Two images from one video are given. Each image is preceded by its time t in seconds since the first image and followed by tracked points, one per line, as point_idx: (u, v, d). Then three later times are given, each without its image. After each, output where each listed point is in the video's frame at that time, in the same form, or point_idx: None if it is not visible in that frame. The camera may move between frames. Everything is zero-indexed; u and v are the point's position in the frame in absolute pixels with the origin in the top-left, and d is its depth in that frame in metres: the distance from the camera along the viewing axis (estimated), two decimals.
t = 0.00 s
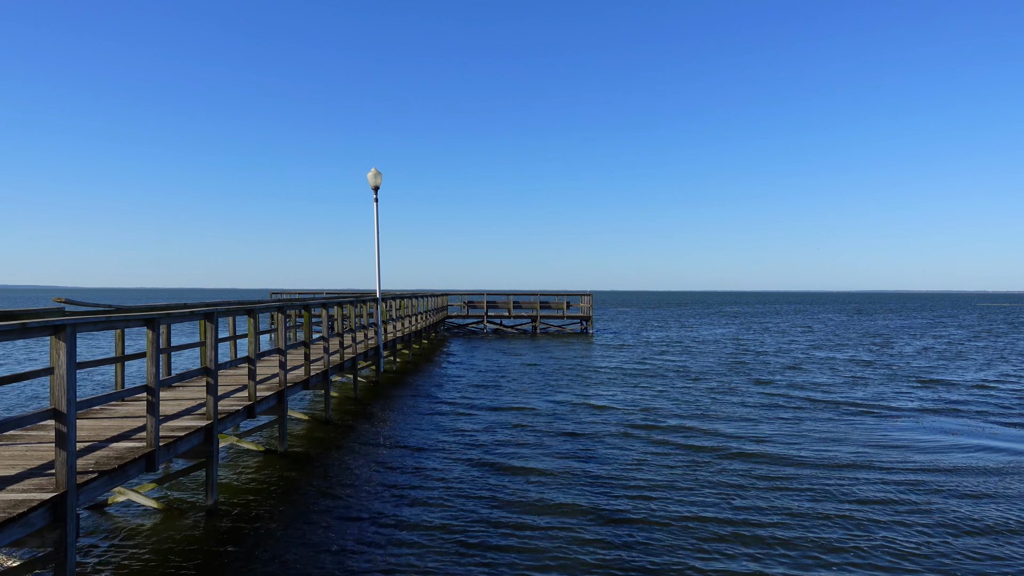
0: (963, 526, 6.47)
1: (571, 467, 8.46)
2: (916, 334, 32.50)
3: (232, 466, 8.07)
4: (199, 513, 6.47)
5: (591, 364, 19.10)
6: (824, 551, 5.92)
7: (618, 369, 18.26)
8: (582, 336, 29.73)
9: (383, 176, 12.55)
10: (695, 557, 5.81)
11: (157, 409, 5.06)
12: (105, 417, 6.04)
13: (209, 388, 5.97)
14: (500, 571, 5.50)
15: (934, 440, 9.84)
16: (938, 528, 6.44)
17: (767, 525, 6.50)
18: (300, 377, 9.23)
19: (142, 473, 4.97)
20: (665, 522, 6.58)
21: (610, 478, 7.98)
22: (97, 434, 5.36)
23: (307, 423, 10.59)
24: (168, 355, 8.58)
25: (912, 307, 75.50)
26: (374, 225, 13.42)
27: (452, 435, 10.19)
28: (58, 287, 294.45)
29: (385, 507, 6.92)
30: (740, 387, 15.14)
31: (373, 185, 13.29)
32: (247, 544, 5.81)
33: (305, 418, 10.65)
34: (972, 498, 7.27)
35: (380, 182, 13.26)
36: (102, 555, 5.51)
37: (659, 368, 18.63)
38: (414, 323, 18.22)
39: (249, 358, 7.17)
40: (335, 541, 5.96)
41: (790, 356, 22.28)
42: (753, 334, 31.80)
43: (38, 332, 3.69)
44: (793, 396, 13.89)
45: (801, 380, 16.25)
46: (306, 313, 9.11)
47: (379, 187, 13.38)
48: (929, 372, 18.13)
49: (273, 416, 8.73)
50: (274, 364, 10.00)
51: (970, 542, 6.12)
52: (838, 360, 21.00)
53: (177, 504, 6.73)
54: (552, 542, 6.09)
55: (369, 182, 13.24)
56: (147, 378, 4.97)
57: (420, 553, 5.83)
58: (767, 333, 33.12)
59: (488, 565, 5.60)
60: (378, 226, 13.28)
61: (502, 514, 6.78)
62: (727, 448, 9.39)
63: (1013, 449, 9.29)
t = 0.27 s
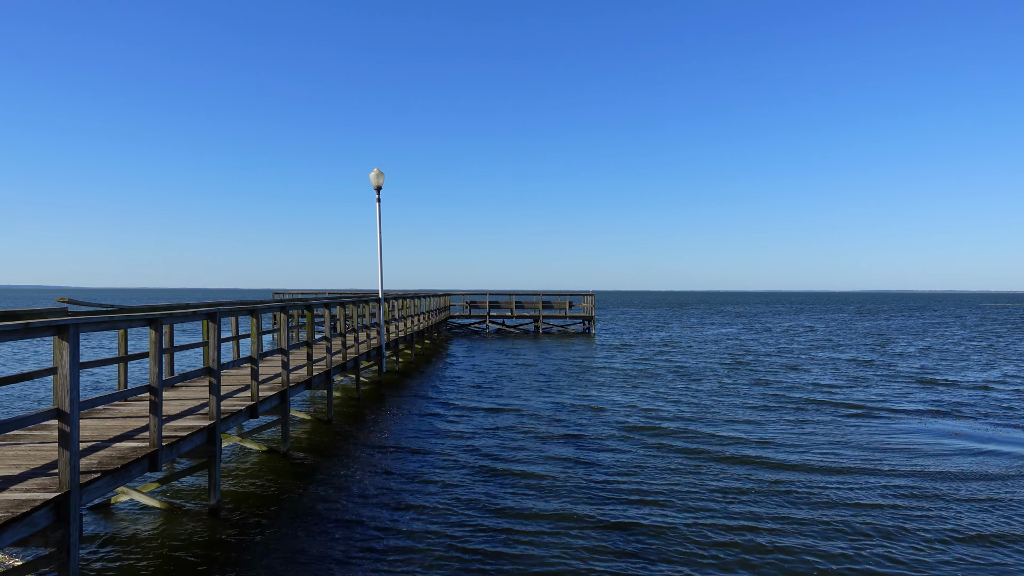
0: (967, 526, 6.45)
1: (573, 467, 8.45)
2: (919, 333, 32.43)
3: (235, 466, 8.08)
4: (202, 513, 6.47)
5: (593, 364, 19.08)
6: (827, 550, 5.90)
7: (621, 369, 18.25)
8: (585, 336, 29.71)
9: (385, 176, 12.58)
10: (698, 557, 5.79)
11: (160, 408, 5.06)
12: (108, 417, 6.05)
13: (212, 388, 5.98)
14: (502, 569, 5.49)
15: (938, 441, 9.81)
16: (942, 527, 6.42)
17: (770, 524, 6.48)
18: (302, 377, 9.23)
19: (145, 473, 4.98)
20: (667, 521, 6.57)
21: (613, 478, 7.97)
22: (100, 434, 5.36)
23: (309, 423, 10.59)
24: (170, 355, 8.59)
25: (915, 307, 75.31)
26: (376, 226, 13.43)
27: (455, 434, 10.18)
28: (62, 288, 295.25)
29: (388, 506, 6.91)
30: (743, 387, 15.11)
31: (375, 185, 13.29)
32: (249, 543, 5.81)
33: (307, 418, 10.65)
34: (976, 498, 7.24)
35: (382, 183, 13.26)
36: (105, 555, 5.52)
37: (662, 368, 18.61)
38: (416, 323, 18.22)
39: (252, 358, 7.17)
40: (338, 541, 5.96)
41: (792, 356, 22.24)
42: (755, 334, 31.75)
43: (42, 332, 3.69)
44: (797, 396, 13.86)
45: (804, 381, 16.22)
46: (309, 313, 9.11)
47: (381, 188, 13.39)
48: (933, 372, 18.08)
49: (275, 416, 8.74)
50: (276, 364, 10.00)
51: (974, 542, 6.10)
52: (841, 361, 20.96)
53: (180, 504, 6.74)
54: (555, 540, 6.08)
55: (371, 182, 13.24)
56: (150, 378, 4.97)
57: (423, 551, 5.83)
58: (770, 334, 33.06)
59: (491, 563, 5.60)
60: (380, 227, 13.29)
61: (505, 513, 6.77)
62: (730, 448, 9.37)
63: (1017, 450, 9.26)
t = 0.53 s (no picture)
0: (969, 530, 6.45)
1: (575, 468, 8.44)
2: (921, 334, 32.36)
3: (237, 466, 8.09)
4: (205, 513, 6.47)
5: (595, 365, 19.09)
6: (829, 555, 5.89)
7: (623, 369, 18.24)
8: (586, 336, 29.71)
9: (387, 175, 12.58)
10: (700, 561, 5.78)
11: (163, 409, 5.07)
12: (111, 417, 6.06)
13: (214, 388, 5.98)
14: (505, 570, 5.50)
15: (941, 443, 9.80)
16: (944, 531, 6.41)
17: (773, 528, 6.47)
18: (304, 377, 9.24)
19: (148, 473, 4.98)
20: (669, 524, 6.57)
21: (615, 479, 7.97)
22: (103, 434, 5.37)
23: (311, 423, 10.60)
24: (173, 355, 8.60)
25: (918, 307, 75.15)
26: (378, 226, 13.44)
27: (457, 435, 10.18)
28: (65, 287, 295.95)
29: (390, 507, 6.93)
30: (745, 388, 15.11)
31: (378, 185, 13.30)
32: (252, 543, 5.81)
33: (310, 418, 10.66)
34: (978, 501, 7.25)
35: (384, 183, 13.27)
36: (108, 554, 5.52)
37: (664, 369, 18.59)
38: (418, 323, 18.23)
39: (254, 358, 7.17)
40: (340, 541, 5.97)
41: (794, 356, 22.21)
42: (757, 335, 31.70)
43: (44, 332, 3.69)
44: (799, 397, 13.85)
45: (805, 381, 16.22)
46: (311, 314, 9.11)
47: (383, 188, 13.40)
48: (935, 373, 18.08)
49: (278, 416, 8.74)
50: (279, 364, 10.01)
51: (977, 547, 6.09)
52: (843, 361, 20.92)
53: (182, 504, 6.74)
54: (557, 542, 6.09)
55: (374, 182, 13.24)
56: (153, 378, 4.98)
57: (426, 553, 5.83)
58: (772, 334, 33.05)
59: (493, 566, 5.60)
60: (382, 227, 13.30)
61: (506, 515, 6.77)
62: (732, 449, 9.37)
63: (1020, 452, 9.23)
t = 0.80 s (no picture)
0: (972, 535, 6.44)
1: (577, 468, 8.45)
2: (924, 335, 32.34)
3: (240, 466, 8.10)
4: (207, 513, 6.48)
5: (597, 365, 19.10)
6: (832, 560, 5.89)
7: (625, 369, 18.26)
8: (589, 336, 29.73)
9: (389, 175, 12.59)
10: (701, 561, 5.79)
11: (165, 409, 5.07)
12: (114, 417, 6.07)
13: (217, 388, 5.99)
14: (507, 571, 5.50)
15: (944, 444, 9.79)
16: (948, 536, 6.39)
17: (776, 531, 6.48)
18: (307, 377, 9.25)
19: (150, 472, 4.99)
20: (672, 527, 6.57)
21: (617, 480, 7.98)
22: (106, 434, 5.38)
23: (314, 423, 10.62)
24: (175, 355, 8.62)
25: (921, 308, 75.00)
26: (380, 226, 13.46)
27: (458, 435, 10.19)
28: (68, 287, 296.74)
29: (392, 507, 6.93)
30: (747, 388, 15.12)
31: (380, 185, 13.30)
32: (255, 543, 5.82)
33: (312, 418, 10.68)
34: (981, 505, 7.25)
35: (386, 183, 13.28)
36: (111, 554, 5.54)
37: (666, 369, 18.59)
38: (421, 323, 18.25)
39: (257, 358, 7.18)
40: (343, 541, 5.98)
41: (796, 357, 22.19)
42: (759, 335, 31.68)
43: (47, 332, 3.70)
44: (801, 398, 13.85)
45: (807, 382, 16.22)
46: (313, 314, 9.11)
47: (385, 188, 13.40)
48: (938, 373, 18.05)
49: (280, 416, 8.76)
50: (281, 364, 10.03)
51: (981, 552, 6.08)
52: (845, 362, 20.92)
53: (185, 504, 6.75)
54: (559, 544, 6.09)
55: (376, 182, 13.25)
56: (155, 378, 4.99)
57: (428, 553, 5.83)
58: (775, 334, 33.05)
59: (495, 567, 5.60)
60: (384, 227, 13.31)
61: (508, 516, 6.78)
62: (735, 451, 9.36)
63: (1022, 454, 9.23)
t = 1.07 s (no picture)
0: (978, 522, 6.40)
1: (579, 467, 8.44)
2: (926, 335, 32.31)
3: (242, 466, 8.10)
4: (209, 513, 6.47)
5: (600, 365, 19.08)
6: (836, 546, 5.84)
7: (627, 369, 18.27)
8: (591, 337, 29.73)
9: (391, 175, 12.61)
10: (703, 552, 5.80)
11: (168, 409, 5.08)
12: (116, 417, 6.07)
13: (219, 388, 5.99)
14: (509, 568, 5.49)
15: (948, 443, 9.75)
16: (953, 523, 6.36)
17: (779, 520, 6.43)
18: (309, 378, 9.25)
19: (153, 472, 4.99)
20: (674, 518, 6.54)
21: (619, 478, 7.97)
22: (108, 434, 5.39)
23: (316, 423, 10.62)
24: (177, 355, 8.62)
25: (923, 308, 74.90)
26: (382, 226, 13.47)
27: (460, 435, 10.18)
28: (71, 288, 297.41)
29: (394, 507, 6.92)
30: (750, 388, 15.09)
31: (382, 185, 13.32)
32: (257, 543, 5.81)
33: (314, 418, 10.67)
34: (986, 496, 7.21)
35: (389, 184, 13.29)
36: (113, 554, 5.53)
37: (668, 369, 18.59)
38: (423, 323, 18.27)
39: (259, 358, 7.17)
40: (346, 540, 5.98)
41: (799, 356, 22.19)
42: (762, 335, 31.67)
43: (49, 332, 3.70)
44: (805, 397, 13.82)
45: (811, 381, 16.19)
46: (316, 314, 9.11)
47: (388, 188, 13.41)
48: (943, 374, 18.00)
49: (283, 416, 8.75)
50: (284, 365, 10.02)
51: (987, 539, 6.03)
52: (848, 362, 20.90)
53: (187, 504, 6.75)
54: (561, 538, 6.08)
55: (378, 182, 13.26)
56: (158, 378, 4.98)
57: (430, 549, 5.82)
58: (777, 335, 33.01)
59: (497, 560, 5.58)
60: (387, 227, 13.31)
61: (510, 512, 6.77)
62: (737, 450, 9.35)
63: None
